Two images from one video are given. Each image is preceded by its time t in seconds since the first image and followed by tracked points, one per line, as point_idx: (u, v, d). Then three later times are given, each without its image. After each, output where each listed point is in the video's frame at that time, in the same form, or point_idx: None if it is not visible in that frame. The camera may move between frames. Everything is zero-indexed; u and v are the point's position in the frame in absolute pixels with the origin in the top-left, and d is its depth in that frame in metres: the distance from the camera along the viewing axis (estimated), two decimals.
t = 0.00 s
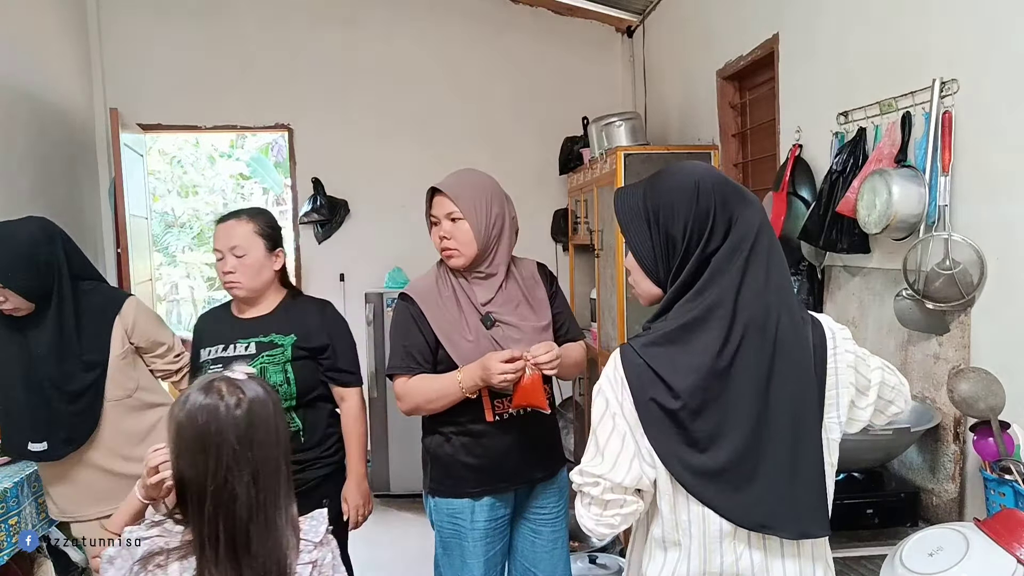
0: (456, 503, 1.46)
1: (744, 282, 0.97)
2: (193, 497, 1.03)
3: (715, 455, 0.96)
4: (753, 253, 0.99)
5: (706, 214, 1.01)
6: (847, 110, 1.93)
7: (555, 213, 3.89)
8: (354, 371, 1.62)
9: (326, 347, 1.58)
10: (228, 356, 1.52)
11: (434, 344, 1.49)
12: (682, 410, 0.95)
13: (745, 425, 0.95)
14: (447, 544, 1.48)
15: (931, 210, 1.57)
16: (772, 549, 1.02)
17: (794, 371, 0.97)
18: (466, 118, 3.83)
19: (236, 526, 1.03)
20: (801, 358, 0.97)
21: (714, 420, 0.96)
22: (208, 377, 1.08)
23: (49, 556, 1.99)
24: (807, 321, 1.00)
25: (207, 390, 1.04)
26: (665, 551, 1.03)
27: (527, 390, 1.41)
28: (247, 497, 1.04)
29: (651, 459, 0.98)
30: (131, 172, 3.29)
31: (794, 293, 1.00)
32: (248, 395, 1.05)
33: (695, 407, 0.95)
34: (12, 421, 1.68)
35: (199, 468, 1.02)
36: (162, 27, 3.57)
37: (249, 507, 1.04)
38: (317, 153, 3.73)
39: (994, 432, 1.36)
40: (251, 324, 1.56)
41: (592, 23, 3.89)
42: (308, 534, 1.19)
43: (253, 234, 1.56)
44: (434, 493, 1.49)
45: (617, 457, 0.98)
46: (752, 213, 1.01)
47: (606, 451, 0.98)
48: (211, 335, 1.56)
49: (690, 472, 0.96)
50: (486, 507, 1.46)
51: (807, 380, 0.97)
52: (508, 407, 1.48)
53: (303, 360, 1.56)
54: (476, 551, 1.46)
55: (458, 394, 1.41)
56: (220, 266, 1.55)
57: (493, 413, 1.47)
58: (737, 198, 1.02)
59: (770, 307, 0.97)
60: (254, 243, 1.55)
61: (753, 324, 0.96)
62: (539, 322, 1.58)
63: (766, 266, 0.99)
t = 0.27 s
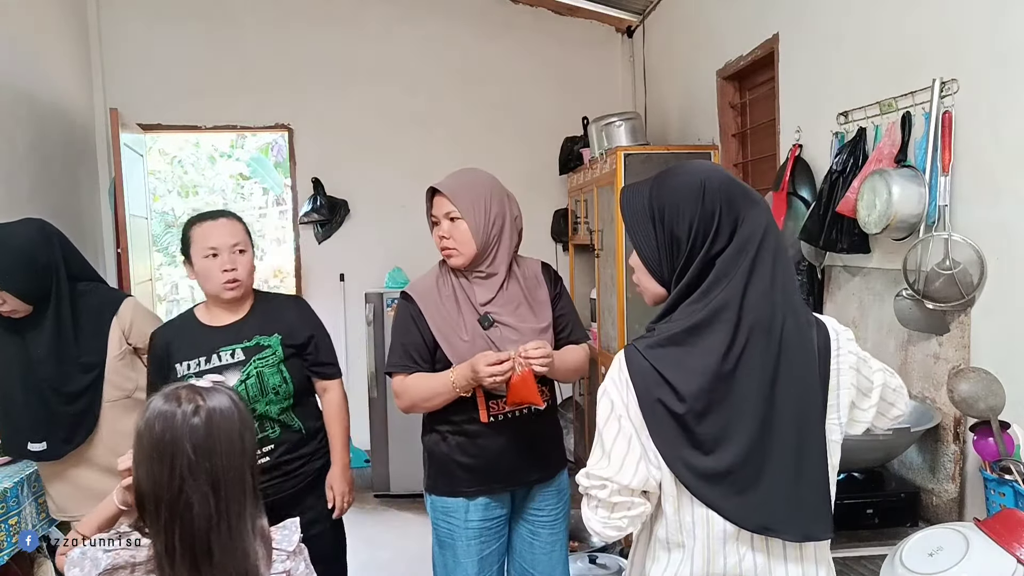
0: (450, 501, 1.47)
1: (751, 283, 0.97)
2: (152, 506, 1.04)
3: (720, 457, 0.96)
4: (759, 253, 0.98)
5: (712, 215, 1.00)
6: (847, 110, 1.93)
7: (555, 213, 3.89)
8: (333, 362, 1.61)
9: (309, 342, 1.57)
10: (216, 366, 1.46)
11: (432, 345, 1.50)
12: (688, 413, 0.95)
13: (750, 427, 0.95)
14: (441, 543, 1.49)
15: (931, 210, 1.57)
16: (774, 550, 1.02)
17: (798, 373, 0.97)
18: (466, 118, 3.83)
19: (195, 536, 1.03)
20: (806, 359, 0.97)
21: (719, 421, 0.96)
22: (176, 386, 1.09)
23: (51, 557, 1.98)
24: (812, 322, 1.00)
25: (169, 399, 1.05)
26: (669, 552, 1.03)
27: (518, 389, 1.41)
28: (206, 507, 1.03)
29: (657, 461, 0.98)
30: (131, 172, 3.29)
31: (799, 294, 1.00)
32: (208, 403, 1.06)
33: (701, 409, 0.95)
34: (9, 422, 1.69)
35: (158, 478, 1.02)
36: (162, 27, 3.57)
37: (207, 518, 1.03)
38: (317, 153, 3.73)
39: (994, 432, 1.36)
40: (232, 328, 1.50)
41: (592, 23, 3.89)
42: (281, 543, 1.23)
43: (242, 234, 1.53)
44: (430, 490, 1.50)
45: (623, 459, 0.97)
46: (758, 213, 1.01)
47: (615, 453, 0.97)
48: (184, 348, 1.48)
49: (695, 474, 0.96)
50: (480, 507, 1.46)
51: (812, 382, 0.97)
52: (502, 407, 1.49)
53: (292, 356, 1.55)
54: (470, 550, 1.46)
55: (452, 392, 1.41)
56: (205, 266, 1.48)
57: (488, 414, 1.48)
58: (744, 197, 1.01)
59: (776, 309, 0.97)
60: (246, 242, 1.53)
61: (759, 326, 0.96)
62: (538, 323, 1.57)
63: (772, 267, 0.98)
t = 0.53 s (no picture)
0: (449, 502, 1.47)
1: (753, 284, 0.97)
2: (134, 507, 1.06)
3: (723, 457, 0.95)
4: (761, 254, 0.98)
5: (714, 216, 1.00)
6: (847, 110, 1.93)
7: (555, 213, 3.89)
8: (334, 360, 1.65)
9: (312, 340, 1.61)
10: (227, 367, 1.47)
11: (432, 343, 1.50)
12: (690, 414, 0.94)
13: (753, 428, 0.95)
14: (440, 543, 1.49)
15: (931, 210, 1.57)
16: (775, 550, 1.02)
17: (802, 375, 0.96)
18: (466, 118, 3.83)
19: (171, 540, 1.04)
20: (810, 360, 0.97)
21: (722, 421, 0.96)
22: (169, 388, 1.10)
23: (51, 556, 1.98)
24: (815, 323, 1.00)
25: (159, 402, 1.06)
26: (670, 550, 1.03)
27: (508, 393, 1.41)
28: (184, 513, 1.04)
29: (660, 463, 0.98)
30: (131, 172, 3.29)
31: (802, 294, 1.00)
32: (196, 407, 1.06)
33: (703, 410, 0.95)
34: (7, 424, 1.68)
35: (140, 480, 1.04)
36: (162, 27, 3.57)
37: (185, 523, 1.04)
38: (317, 153, 3.73)
39: (994, 431, 1.36)
40: (234, 331, 1.51)
41: (592, 23, 3.89)
42: (282, 540, 1.24)
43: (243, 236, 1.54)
44: (429, 491, 1.50)
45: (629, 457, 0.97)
46: (761, 213, 1.01)
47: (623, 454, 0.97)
48: (189, 351, 1.48)
49: (698, 476, 0.96)
50: (479, 507, 1.46)
51: (816, 384, 0.97)
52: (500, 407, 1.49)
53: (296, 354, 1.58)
54: (469, 551, 1.46)
55: (449, 391, 1.42)
56: (207, 268, 1.48)
57: (485, 414, 1.47)
58: (745, 198, 1.01)
59: (778, 310, 0.97)
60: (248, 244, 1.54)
61: (761, 328, 0.96)
62: (539, 324, 1.56)
63: (774, 268, 0.98)
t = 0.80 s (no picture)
0: (451, 501, 1.47)
1: (757, 285, 0.96)
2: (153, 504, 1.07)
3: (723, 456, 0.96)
4: (767, 255, 0.98)
5: (720, 215, 1.00)
6: (847, 110, 1.93)
7: (555, 213, 3.89)
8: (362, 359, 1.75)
9: (342, 337, 1.70)
10: (260, 360, 1.54)
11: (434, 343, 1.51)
12: (690, 413, 0.95)
13: (753, 429, 0.95)
14: (442, 543, 1.49)
15: (931, 210, 1.57)
16: (776, 552, 1.01)
17: (804, 377, 0.96)
18: (466, 118, 3.83)
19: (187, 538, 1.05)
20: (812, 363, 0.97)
21: (722, 420, 0.96)
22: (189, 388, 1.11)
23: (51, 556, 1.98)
24: (820, 325, 0.99)
25: (178, 402, 1.08)
26: (668, 546, 1.03)
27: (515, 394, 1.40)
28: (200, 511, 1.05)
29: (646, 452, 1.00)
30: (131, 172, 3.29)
31: (808, 297, 1.00)
32: (214, 406, 1.08)
33: (704, 408, 0.95)
34: (9, 425, 1.69)
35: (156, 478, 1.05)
36: (163, 27, 3.57)
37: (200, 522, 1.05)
38: (317, 153, 3.73)
39: (994, 431, 1.36)
40: (266, 324, 1.59)
41: (592, 23, 3.89)
42: (299, 536, 1.26)
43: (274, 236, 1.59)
44: (431, 491, 1.50)
45: (614, 438, 0.98)
46: (769, 214, 1.00)
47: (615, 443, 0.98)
48: (222, 343, 1.54)
49: (696, 474, 0.96)
50: (481, 508, 1.46)
51: (818, 386, 0.96)
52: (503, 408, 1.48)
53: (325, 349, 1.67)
54: (471, 551, 1.46)
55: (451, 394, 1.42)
56: (242, 265, 1.55)
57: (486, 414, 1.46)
58: (754, 199, 1.01)
59: (782, 312, 0.97)
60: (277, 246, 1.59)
61: (764, 328, 0.96)
62: (540, 325, 1.56)
63: (780, 269, 0.98)
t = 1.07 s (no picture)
0: (460, 502, 1.47)
1: (760, 285, 0.96)
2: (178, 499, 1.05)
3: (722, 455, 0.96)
4: (770, 255, 0.98)
5: (724, 215, 1.00)
6: (847, 110, 1.93)
7: (555, 213, 3.89)
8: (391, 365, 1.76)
9: (377, 347, 1.73)
10: (289, 357, 1.61)
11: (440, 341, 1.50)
12: (690, 412, 0.95)
13: (753, 429, 0.95)
14: (449, 543, 1.49)
15: (931, 210, 1.57)
16: (775, 552, 1.01)
17: (805, 378, 0.96)
18: (466, 118, 3.83)
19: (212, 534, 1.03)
20: (813, 364, 0.97)
21: (723, 420, 0.96)
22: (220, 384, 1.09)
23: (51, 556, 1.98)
24: (822, 327, 0.99)
25: (210, 397, 1.05)
26: (668, 544, 1.03)
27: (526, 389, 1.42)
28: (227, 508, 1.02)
29: (643, 449, 1.00)
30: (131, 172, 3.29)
31: (811, 297, 0.99)
32: (243, 405, 1.04)
33: (704, 407, 0.95)
34: (14, 424, 1.68)
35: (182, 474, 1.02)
36: (163, 27, 3.57)
37: (226, 520, 1.02)
38: (317, 153, 3.73)
39: (994, 431, 1.36)
40: (299, 323, 1.66)
41: (592, 23, 3.89)
42: (322, 535, 1.25)
43: (291, 241, 1.64)
44: (436, 493, 1.50)
45: (614, 435, 0.97)
46: (774, 214, 1.00)
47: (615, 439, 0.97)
48: (258, 336, 1.63)
49: (695, 473, 0.97)
50: (488, 508, 1.46)
51: (819, 387, 0.96)
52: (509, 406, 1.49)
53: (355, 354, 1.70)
54: (479, 552, 1.46)
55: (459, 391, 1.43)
56: (261, 270, 1.64)
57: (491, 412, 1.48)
58: (760, 198, 1.01)
59: (784, 314, 0.96)
60: (294, 251, 1.64)
61: (766, 329, 0.96)
62: (544, 323, 1.57)
63: (784, 269, 0.98)
